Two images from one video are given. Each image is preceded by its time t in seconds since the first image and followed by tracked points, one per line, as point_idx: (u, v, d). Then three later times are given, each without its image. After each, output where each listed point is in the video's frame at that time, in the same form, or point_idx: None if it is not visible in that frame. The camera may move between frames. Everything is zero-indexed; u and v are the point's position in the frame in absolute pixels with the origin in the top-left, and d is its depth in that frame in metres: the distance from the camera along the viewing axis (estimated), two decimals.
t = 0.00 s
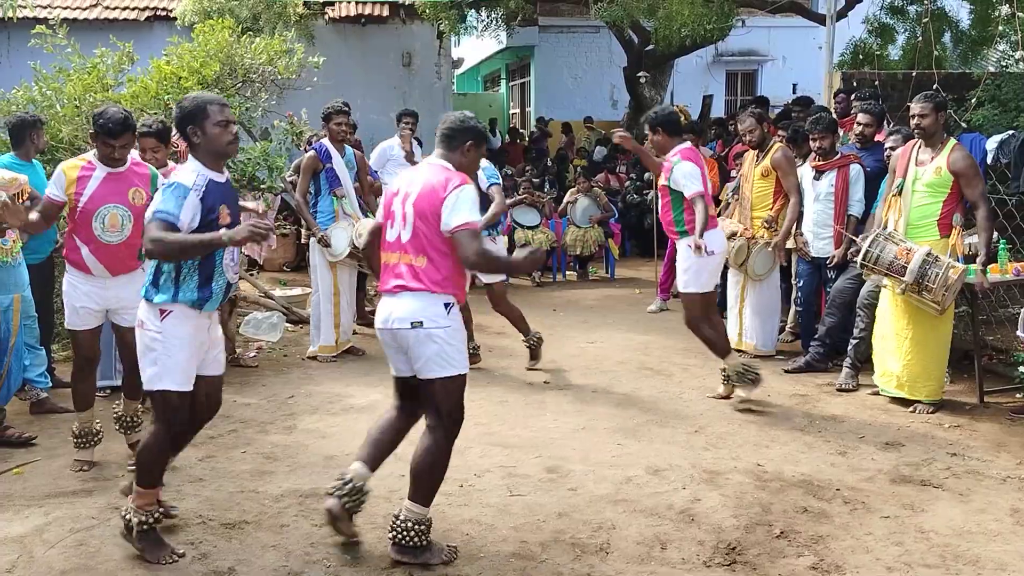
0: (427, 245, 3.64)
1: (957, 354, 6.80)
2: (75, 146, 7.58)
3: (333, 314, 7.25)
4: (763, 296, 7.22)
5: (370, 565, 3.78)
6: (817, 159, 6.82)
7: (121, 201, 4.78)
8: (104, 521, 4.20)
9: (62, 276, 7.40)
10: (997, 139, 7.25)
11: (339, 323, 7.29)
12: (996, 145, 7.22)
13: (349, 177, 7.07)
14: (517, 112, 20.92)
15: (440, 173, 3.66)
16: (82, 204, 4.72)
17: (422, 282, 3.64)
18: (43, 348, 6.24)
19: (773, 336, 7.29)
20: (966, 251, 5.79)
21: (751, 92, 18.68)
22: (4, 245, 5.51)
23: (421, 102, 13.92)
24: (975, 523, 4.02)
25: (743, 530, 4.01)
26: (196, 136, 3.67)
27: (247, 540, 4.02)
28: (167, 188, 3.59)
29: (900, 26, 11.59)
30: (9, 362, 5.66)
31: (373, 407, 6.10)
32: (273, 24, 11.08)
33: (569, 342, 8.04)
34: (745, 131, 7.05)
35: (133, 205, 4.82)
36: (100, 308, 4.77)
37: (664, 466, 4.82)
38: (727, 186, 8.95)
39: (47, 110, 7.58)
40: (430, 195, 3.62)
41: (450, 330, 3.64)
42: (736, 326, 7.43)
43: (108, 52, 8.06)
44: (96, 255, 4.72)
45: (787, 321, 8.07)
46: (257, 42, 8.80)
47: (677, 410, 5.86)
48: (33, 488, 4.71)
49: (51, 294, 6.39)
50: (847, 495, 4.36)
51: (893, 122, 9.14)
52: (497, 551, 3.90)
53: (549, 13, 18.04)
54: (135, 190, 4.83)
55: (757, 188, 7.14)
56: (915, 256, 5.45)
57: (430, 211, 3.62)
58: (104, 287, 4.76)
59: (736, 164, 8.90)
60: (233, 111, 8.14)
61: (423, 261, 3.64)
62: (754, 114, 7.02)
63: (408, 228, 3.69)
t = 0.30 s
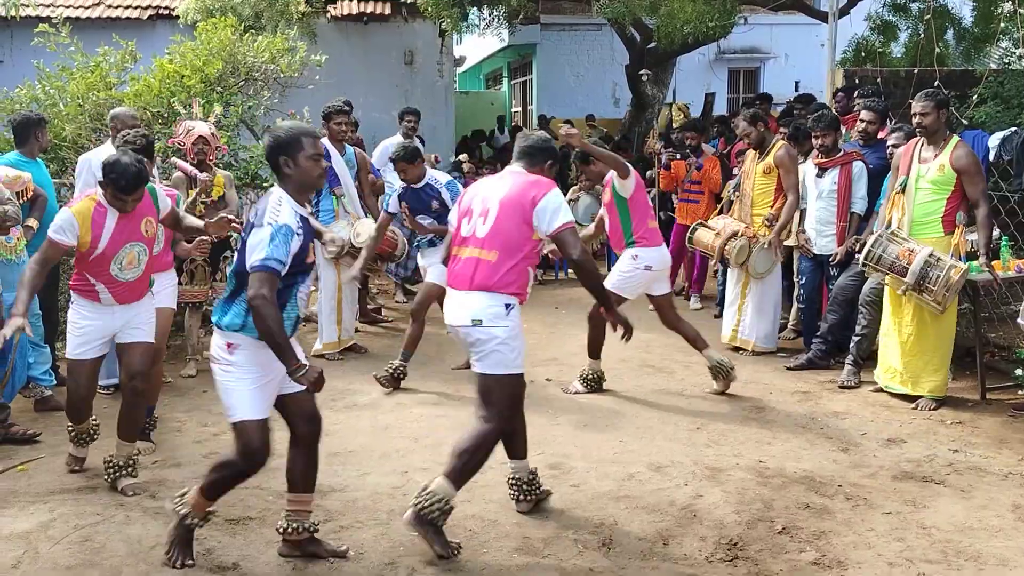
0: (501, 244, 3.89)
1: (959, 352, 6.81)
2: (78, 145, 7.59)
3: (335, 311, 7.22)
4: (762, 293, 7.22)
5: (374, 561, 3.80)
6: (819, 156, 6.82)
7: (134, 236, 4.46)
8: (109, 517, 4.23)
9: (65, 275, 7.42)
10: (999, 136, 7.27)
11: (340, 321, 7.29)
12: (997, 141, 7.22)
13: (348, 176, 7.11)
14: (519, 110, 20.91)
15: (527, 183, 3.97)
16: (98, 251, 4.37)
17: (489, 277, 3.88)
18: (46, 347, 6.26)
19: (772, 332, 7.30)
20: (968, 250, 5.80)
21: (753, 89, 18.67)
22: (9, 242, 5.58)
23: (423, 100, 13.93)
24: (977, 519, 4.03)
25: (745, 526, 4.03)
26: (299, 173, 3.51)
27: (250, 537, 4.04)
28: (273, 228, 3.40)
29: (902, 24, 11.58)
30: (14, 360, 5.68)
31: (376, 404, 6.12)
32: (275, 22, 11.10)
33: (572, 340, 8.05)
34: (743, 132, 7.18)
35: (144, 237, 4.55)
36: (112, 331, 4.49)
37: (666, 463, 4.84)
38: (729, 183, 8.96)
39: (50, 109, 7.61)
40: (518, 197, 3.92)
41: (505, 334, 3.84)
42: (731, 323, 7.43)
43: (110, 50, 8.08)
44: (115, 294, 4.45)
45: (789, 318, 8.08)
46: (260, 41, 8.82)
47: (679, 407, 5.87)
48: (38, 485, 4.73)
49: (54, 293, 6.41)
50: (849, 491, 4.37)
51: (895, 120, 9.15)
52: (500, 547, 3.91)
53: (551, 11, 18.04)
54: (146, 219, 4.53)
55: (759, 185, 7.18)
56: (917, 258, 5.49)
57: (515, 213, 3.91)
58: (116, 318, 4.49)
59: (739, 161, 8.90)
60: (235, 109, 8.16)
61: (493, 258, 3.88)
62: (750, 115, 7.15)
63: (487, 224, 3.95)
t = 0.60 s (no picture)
0: (572, 224, 4.20)
1: (960, 348, 6.81)
2: (79, 141, 7.59)
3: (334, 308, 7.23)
4: (763, 289, 7.24)
5: (375, 557, 3.81)
6: (819, 153, 6.82)
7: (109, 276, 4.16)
8: (111, 513, 4.24)
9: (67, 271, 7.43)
10: (1000, 132, 7.30)
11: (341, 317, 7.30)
12: (999, 138, 7.24)
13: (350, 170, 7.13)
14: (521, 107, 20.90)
15: (587, 166, 4.27)
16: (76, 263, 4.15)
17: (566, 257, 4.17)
18: (48, 343, 6.26)
19: (772, 328, 7.31)
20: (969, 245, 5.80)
21: (754, 86, 18.66)
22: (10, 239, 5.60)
23: (424, 97, 13.93)
24: (977, 514, 4.04)
25: (745, 521, 4.03)
26: (388, 167, 3.48)
27: (252, 532, 4.05)
28: (342, 186, 3.43)
29: (904, 21, 11.58)
30: (14, 357, 5.68)
31: (377, 401, 6.13)
32: (276, 18, 11.10)
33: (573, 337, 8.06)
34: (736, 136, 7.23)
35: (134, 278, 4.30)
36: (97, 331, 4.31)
37: (667, 459, 4.84)
38: (730, 180, 8.96)
39: (50, 105, 7.61)
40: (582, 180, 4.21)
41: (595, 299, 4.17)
42: (729, 319, 7.42)
43: (111, 46, 8.08)
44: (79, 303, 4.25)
45: (790, 316, 8.09)
46: (260, 37, 8.83)
47: (680, 404, 5.88)
48: (39, 481, 4.74)
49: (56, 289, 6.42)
50: (849, 487, 4.38)
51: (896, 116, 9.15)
52: (501, 542, 3.92)
53: (552, 8, 18.04)
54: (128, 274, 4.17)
55: (758, 182, 7.18)
56: (917, 248, 5.48)
57: (580, 194, 4.20)
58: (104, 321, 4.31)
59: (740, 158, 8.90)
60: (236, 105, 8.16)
61: (567, 239, 4.18)
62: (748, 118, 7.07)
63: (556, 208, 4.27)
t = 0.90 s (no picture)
0: (641, 204, 4.43)
1: (959, 346, 6.81)
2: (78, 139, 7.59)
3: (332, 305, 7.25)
4: (762, 287, 7.24)
5: (374, 554, 3.81)
6: (819, 152, 6.83)
7: (113, 265, 4.05)
8: (111, 511, 4.24)
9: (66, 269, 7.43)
10: (999, 131, 7.29)
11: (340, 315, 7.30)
12: (997, 136, 7.25)
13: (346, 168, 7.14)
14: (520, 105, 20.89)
15: (651, 148, 4.55)
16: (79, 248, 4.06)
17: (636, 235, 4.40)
18: (47, 341, 6.26)
19: (773, 327, 7.34)
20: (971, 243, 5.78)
21: (754, 85, 18.64)
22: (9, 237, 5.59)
23: (424, 95, 13.92)
24: (976, 512, 4.04)
25: (745, 518, 4.03)
26: (462, 173, 3.69)
27: (252, 530, 4.05)
28: (436, 187, 3.58)
29: (904, 19, 11.56)
30: (14, 355, 5.68)
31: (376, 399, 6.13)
32: (275, 15, 11.11)
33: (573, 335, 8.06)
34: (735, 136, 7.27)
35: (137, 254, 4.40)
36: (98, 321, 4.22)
37: (666, 456, 4.85)
38: (729, 178, 8.97)
39: (50, 103, 7.61)
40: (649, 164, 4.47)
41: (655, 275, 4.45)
42: (731, 318, 7.44)
43: (110, 44, 8.08)
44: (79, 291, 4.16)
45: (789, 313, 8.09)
46: (259, 35, 8.83)
47: (678, 401, 5.88)
48: (39, 479, 4.74)
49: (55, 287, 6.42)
50: (848, 484, 4.38)
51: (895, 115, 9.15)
52: (500, 540, 3.92)
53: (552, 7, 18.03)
54: (133, 268, 4.06)
55: (758, 181, 7.19)
56: (919, 246, 5.47)
57: (648, 177, 4.47)
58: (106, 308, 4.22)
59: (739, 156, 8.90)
60: (235, 104, 8.16)
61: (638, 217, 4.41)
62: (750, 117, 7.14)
63: (624, 188, 4.48)
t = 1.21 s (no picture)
0: (670, 220, 4.64)
1: (958, 343, 6.81)
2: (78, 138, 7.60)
3: (332, 305, 7.22)
4: (762, 285, 7.24)
5: (373, 552, 3.81)
6: (818, 150, 6.83)
7: (145, 229, 3.92)
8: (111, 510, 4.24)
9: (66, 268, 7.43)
10: (998, 129, 7.28)
11: (340, 314, 7.29)
12: (997, 134, 7.21)
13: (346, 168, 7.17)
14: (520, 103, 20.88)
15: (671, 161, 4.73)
16: (99, 236, 3.85)
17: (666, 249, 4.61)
18: (47, 341, 6.26)
19: (773, 325, 7.32)
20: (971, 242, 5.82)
21: (753, 83, 18.64)
22: (9, 237, 5.59)
23: (424, 94, 13.92)
24: (975, 509, 4.04)
25: (744, 516, 4.04)
26: (518, 168, 3.79)
27: (251, 529, 4.06)
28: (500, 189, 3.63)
29: (903, 17, 11.56)
30: (13, 354, 5.68)
31: (377, 397, 6.14)
32: (275, 14, 11.10)
33: (573, 333, 8.06)
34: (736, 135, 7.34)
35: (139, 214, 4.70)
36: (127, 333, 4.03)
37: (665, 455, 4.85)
38: (729, 176, 8.97)
39: (49, 102, 7.61)
40: (672, 174, 4.66)
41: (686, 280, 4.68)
42: (729, 315, 7.46)
43: (110, 43, 8.09)
44: (117, 288, 3.94)
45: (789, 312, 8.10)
46: (259, 34, 8.83)
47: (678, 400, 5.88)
48: (39, 478, 4.74)
49: (54, 286, 6.42)
50: (848, 483, 4.38)
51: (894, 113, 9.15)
52: (500, 538, 3.93)
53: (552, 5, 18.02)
54: (164, 218, 3.98)
55: (759, 178, 7.21)
56: (924, 255, 5.48)
57: (675, 190, 4.64)
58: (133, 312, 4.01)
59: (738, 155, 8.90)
60: (235, 102, 8.16)
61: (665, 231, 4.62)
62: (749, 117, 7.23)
63: (651, 203, 4.66)
